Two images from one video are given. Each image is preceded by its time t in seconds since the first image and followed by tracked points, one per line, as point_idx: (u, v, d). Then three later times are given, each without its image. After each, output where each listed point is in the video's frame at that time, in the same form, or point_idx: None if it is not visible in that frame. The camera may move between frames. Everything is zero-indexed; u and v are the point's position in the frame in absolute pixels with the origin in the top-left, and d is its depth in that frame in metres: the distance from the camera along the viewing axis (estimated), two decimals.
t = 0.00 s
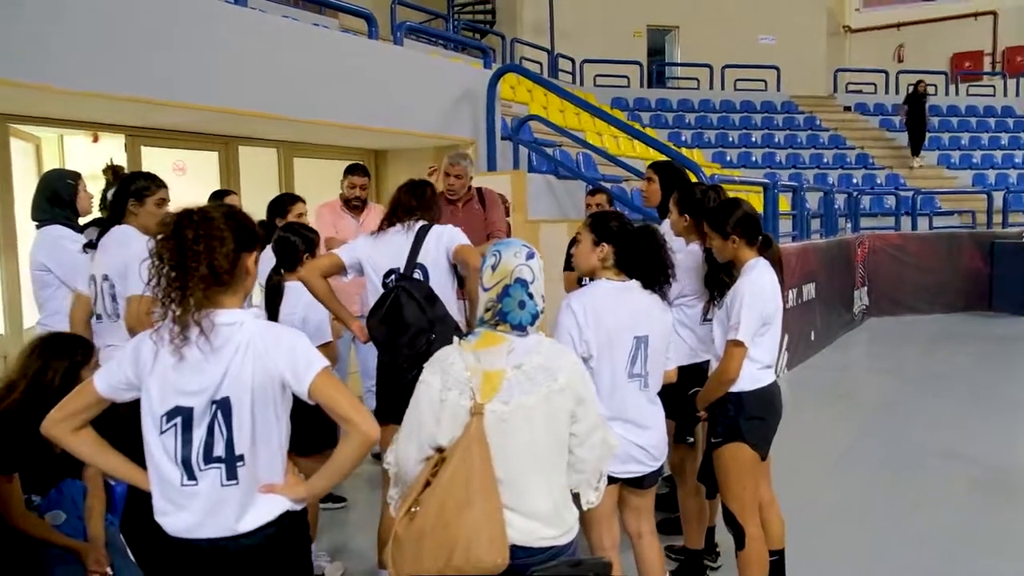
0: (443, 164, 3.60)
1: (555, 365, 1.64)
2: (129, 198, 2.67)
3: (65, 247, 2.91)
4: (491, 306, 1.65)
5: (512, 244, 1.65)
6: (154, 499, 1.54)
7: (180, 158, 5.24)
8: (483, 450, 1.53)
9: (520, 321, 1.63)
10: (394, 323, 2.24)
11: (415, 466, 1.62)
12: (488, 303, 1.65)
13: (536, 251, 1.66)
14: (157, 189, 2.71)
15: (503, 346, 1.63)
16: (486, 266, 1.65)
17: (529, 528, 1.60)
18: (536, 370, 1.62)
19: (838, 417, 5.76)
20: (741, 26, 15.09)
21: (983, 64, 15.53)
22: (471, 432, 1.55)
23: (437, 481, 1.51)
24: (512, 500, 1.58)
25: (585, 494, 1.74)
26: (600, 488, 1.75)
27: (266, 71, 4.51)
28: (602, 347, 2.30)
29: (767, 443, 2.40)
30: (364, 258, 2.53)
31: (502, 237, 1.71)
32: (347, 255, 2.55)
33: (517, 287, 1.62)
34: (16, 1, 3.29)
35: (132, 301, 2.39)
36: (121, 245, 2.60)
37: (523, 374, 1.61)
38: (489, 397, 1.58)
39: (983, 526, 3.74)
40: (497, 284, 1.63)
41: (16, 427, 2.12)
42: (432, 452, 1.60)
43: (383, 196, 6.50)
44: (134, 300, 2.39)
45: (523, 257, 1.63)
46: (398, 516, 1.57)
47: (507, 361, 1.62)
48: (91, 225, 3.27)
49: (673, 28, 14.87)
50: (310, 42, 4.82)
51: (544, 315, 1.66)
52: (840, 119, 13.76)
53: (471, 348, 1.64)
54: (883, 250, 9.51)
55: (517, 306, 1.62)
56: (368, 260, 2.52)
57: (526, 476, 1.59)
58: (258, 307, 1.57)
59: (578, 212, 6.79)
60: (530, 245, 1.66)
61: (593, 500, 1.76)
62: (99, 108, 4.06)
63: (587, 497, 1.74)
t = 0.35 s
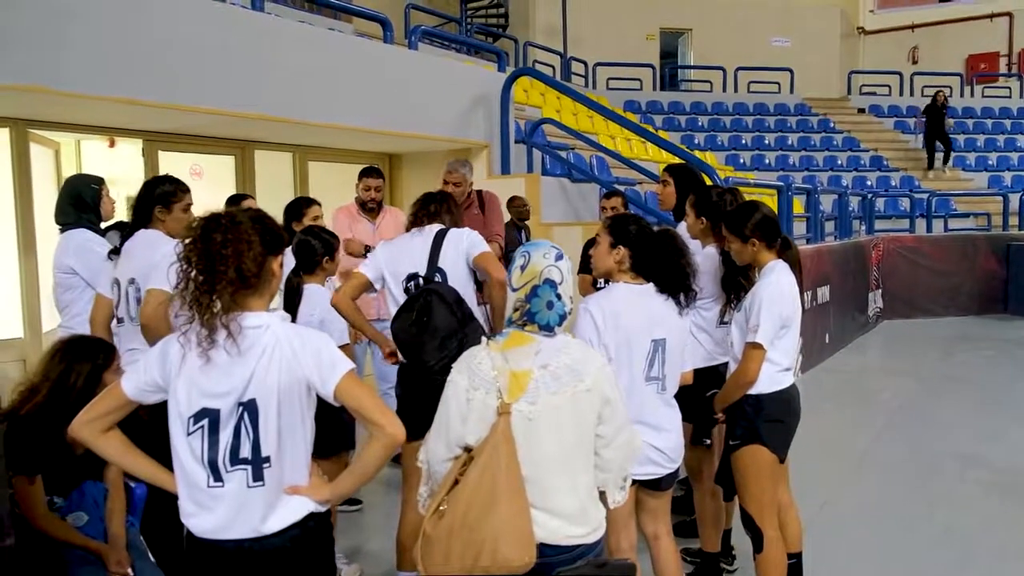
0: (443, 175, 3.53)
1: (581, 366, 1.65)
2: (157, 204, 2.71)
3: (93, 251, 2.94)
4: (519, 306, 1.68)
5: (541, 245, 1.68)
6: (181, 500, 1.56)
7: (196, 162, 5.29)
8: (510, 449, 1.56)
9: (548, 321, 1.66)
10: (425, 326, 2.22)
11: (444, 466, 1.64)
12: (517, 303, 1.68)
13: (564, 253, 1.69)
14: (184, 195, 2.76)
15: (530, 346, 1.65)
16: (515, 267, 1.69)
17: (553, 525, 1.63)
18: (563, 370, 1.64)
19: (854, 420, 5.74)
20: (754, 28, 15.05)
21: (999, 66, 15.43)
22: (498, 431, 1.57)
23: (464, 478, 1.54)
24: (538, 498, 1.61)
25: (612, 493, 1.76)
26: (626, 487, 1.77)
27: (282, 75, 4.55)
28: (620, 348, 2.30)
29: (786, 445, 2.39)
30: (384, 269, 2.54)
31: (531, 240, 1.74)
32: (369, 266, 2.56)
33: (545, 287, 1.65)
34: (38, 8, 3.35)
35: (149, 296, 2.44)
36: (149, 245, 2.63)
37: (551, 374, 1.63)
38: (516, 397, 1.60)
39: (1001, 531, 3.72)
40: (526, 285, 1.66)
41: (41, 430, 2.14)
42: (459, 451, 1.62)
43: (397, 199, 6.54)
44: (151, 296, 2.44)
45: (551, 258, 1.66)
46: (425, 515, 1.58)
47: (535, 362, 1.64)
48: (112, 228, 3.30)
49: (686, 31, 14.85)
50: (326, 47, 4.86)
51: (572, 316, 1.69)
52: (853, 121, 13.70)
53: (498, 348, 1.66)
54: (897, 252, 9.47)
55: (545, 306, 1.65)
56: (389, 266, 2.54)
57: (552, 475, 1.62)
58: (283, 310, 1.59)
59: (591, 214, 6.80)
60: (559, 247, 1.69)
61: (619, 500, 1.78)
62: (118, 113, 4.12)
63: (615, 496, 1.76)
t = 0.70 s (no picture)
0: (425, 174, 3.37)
1: (588, 358, 1.67)
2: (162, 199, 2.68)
3: (89, 241, 2.92)
4: (529, 298, 1.69)
5: (552, 239, 1.71)
6: (176, 490, 1.55)
7: (192, 151, 5.26)
8: (516, 439, 1.57)
9: (557, 315, 1.68)
10: (438, 317, 2.23)
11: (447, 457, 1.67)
12: (526, 295, 1.70)
13: (575, 248, 1.72)
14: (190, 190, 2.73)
15: (537, 338, 1.66)
16: (526, 260, 1.71)
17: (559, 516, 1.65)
18: (571, 363, 1.65)
19: (843, 427, 5.75)
20: (754, 33, 15.06)
21: (996, 78, 15.49)
22: (504, 422, 1.58)
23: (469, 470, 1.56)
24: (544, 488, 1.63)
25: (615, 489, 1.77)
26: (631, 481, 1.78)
27: (281, 67, 4.52)
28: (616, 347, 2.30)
29: (782, 449, 2.40)
30: (383, 263, 2.48)
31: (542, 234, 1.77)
32: (370, 266, 2.50)
33: (556, 280, 1.67)
34: None
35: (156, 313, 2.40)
36: (148, 242, 2.63)
37: (558, 366, 1.64)
38: (523, 388, 1.61)
39: (988, 541, 3.74)
40: (537, 278, 1.68)
41: (31, 417, 2.13)
42: (464, 441, 1.65)
43: (394, 193, 6.51)
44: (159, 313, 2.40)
45: (562, 252, 1.69)
46: (432, 506, 1.60)
47: (541, 354, 1.65)
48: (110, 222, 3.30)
49: (685, 33, 14.85)
50: (325, 38, 4.83)
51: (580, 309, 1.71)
52: (850, 128, 13.75)
53: (505, 339, 1.68)
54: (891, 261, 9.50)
55: (555, 300, 1.67)
56: (393, 262, 2.46)
57: (558, 466, 1.64)
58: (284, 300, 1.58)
59: (588, 214, 6.80)
60: (569, 241, 1.72)
61: (623, 493, 1.78)
62: (114, 100, 4.09)
63: (617, 490, 1.76)
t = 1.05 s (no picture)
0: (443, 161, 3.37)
1: (624, 347, 1.68)
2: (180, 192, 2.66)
3: (100, 235, 2.89)
4: (566, 284, 1.69)
5: (576, 230, 1.74)
6: (199, 489, 1.51)
7: (204, 145, 5.24)
8: (548, 426, 1.60)
9: (595, 296, 1.71)
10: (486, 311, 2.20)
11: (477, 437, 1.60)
12: (563, 282, 1.69)
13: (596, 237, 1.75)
14: (208, 181, 2.73)
15: (572, 325, 1.68)
16: (554, 251, 1.71)
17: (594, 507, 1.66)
18: (604, 351, 1.66)
19: (861, 422, 5.69)
20: (767, 24, 14.91)
21: (1011, 69, 15.31)
22: (537, 408, 1.60)
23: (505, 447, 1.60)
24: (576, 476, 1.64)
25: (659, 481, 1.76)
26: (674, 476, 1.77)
27: (293, 60, 4.48)
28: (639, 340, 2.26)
29: (814, 448, 2.40)
30: (405, 260, 2.43)
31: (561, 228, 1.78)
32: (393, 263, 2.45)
33: (592, 263, 1.70)
34: None
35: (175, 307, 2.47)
36: (165, 237, 2.57)
37: (592, 354, 1.66)
38: (557, 374, 1.63)
39: (1013, 537, 3.68)
40: (573, 264, 1.69)
41: (49, 413, 2.10)
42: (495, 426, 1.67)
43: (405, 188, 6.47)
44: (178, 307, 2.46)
45: (588, 240, 1.72)
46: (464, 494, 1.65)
47: (577, 340, 1.66)
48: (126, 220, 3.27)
49: (696, 26, 14.73)
50: (339, 31, 4.79)
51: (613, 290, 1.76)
52: (864, 121, 13.63)
53: (541, 326, 1.69)
54: (906, 254, 9.40)
55: (594, 279, 1.70)
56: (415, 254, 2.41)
57: (591, 454, 1.65)
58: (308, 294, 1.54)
59: (601, 208, 6.74)
60: (590, 231, 1.76)
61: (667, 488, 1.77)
62: (127, 94, 4.06)
63: (663, 485, 1.76)
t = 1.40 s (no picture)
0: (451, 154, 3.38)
1: (652, 345, 1.74)
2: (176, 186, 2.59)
3: (98, 237, 2.82)
4: (581, 275, 1.76)
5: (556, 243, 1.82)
6: (203, 506, 1.44)
7: (200, 146, 5.15)
8: (590, 432, 1.60)
9: (608, 280, 1.80)
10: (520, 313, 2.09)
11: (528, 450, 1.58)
12: (577, 276, 1.76)
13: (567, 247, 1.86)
14: (200, 177, 2.65)
15: (604, 325, 1.71)
16: (553, 261, 1.76)
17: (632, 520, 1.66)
18: (635, 348, 1.71)
19: (865, 423, 5.63)
20: (763, 24, 14.87)
21: (1006, 68, 15.31)
22: (579, 413, 1.60)
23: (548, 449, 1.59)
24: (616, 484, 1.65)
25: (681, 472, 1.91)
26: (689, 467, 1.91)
27: (291, 57, 4.41)
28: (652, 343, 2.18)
29: (834, 455, 2.39)
30: (415, 266, 2.34)
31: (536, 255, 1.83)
32: (400, 266, 2.36)
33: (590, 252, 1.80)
34: None
35: (168, 295, 2.40)
36: (161, 233, 2.52)
37: (627, 352, 1.69)
38: (597, 375, 1.64)
39: None
40: (578, 259, 1.77)
41: (42, 424, 2.01)
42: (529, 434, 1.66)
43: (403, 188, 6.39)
44: (169, 294, 2.39)
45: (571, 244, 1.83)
46: (501, 506, 1.63)
47: (611, 340, 1.70)
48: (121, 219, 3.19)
49: (693, 25, 14.66)
50: (337, 29, 4.71)
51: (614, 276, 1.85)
52: (860, 120, 13.61)
53: (575, 328, 1.69)
54: (905, 254, 9.36)
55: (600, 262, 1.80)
56: (426, 258, 2.33)
57: (631, 459, 1.66)
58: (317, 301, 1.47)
59: (601, 208, 6.67)
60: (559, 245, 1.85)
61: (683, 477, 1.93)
62: (122, 93, 3.97)
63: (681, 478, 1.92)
